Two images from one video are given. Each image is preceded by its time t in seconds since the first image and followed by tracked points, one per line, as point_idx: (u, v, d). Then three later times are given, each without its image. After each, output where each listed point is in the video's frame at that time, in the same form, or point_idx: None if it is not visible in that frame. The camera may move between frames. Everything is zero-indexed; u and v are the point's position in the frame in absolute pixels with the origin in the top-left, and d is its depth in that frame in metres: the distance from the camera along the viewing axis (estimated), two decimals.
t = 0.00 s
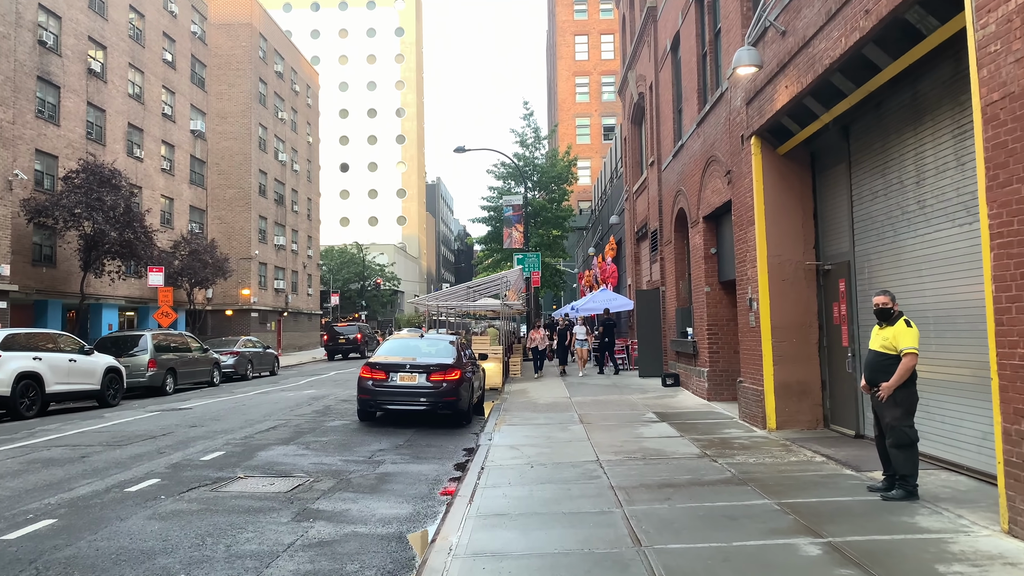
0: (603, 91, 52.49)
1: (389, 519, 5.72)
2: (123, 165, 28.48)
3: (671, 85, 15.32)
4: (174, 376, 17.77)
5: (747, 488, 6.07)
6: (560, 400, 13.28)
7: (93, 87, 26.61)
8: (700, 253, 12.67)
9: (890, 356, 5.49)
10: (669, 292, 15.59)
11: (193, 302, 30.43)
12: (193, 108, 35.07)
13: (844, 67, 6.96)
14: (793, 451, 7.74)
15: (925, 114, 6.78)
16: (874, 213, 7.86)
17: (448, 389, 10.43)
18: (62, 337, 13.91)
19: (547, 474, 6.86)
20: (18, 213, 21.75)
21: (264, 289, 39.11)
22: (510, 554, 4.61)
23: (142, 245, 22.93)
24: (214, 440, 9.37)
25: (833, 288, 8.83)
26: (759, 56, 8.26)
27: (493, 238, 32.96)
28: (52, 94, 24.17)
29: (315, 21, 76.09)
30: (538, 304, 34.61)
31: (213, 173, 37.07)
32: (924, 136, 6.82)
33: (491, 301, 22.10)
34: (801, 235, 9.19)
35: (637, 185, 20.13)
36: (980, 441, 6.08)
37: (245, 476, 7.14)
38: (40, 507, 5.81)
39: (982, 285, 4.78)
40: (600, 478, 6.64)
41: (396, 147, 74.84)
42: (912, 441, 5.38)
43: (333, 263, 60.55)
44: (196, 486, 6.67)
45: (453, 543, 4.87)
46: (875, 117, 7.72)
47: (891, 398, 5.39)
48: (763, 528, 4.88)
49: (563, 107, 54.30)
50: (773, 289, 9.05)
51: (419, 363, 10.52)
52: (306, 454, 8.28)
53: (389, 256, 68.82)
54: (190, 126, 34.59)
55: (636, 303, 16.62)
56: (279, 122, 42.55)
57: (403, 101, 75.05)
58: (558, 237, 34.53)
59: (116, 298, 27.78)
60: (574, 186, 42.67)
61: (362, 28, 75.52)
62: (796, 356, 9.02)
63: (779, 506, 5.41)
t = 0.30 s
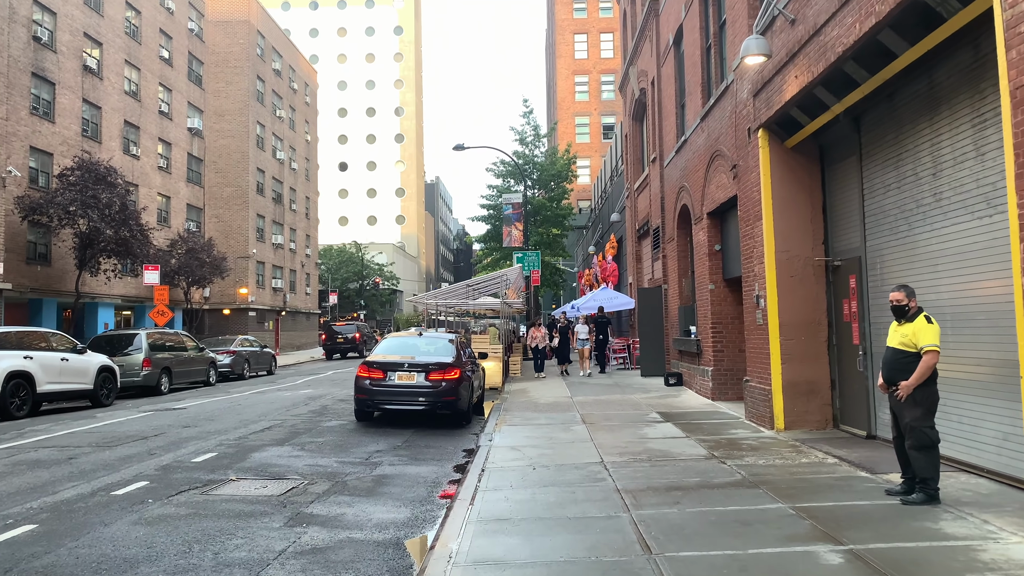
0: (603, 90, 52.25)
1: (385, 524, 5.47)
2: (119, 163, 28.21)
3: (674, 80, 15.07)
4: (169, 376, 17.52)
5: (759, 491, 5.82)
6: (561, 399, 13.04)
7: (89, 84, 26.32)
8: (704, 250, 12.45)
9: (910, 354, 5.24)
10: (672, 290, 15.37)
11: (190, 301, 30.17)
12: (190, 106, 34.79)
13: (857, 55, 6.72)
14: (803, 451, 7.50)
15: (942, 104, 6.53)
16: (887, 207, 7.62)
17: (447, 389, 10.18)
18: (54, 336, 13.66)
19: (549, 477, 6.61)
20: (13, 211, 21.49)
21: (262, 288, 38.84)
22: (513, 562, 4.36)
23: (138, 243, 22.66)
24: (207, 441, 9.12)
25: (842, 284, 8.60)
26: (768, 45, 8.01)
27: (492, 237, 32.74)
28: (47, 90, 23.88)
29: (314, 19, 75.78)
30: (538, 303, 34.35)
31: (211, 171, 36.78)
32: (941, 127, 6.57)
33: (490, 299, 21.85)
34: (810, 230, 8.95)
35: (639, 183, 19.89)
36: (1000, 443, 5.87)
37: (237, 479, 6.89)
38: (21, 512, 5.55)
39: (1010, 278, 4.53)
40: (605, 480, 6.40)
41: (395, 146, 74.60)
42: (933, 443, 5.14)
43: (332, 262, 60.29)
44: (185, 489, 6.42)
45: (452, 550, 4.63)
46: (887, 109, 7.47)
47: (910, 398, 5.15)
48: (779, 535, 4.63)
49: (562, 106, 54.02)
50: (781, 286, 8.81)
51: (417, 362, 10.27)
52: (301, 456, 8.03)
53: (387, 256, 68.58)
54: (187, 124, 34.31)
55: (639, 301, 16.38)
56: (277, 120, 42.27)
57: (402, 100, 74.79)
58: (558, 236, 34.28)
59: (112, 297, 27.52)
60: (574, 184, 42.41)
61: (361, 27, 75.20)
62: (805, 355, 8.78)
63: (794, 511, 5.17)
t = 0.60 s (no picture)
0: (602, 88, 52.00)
1: (382, 534, 5.23)
2: (115, 161, 27.93)
3: (677, 75, 14.81)
4: (164, 376, 17.26)
5: (773, 499, 5.57)
6: (563, 401, 12.81)
7: (84, 81, 26.03)
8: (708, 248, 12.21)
9: (933, 357, 4.99)
10: (675, 290, 15.13)
11: (187, 300, 29.90)
12: (187, 103, 34.50)
13: (872, 45, 6.48)
14: (815, 456, 7.25)
15: (960, 96, 6.30)
16: (901, 203, 7.39)
17: (447, 391, 9.92)
18: (46, 336, 13.39)
19: (553, 484, 6.35)
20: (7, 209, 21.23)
21: (260, 287, 38.56)
22: None
23: (133, 241, 22.40)
24: (200, 444, 8.86)
25: (853, 283, 8.37)
26: (778, 36, 7.76)
27: (492, 236, 32.50)
28: (42, 87, 23.63)
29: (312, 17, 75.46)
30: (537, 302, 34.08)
31: (207, 169, 36.48)
32: (959, 119, 6.34)
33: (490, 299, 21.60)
34: (820, 227, 8.71)
35: (640, 181, 19.64)
36: None
37: (229, 485, 6.64)
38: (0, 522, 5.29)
39: None
40: (612, 487, 6.15)
41: (393, 144, 74.34)
42: (957, 450, 4.89)
43: (330, 261, 60.01)
44: (174, 497, 6.16)
45: (452, 564, 4.38)
46: (901, 101, 7.24)
47: (933, 404, 4.91)
48: (798, 547, 4.40)
49: (561, 104, 53.74)
50: (790, 284, 8.58)
51: (416, 363, 10.02)
52: (296, 461, 7.78)
53: (386, 255, 68.32)
54: (184, 121, 34.04)
55: (641, 301, 16.14)
56: (275, 118, 41.97)
57: (400, 99, 74.50)
58: (558, 235, 34.04)
59: (107, 296, 27.25)
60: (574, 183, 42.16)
61: (360, 25, 74.87)
62: (814, 356, 8.55)
63: (811, 521, 4.93)
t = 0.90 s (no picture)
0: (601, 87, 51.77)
1: (374, 544, 4.97)
2: (109, 159, 27.64)
3: (678, 70, 14.58)
4: (157, 376, 17.00)
5: (784, 506, 5.32)
6: (562, 402, 12.57)
7: (78, 78, 25.74)
8: (710, 247, 11.97)
9: (953, 358, 4.75)
10: (676, 289, 14.90)
11: (182, 300, 29.63)
12: (183, 102, 34.22)
13: (885, 34, 6.24)
14: (825, 460, 7.00)
15: (978, 86, 6.06)
16: (913, 198, 7.15)
17: (444, 392, 9.67)
18: (35, 336, 13.13)
19: (553, 489, 6.09)
20: None
21: (256, 287, 38.28)
22: None
23: (127, 240, 22.12)
24: (189, 447, 8.60)
25: (862, 281, 8.13)
26: (786, 26, 7.50)
27: (490, 235, 32.29)
28: (35, 84, 23.34)
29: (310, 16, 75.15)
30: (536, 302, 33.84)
31: (203, 168, 36.19)
32: (976, 111, 6.10)
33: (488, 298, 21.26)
34: (828, 224, 8.47)
35: (640, 179, 19.41)
36: None
37: (216, 491, 6.38)
38: None
39: None
40: (614, 493, 5.90)
41: (391, 144, 74.09)
42: (980, 455, 4.65)
43: (328, 261, 59.74)
44: (159, 502, 5.90)
45: None
46: (914, 93, 7.00)
47: (954, 408, 4.67)
48: (814, 559, 4.15)
49: (560, 104, 53.46)
50: (797, 282, 8.34)
51: (412, 364, 9.77)
52: (287, 464, 7.52)
53: (384, 254, 68.08)
54: (180, 119, 33.76)
55: (641, 300, 15.91)
56: (271, 116, 41.69)
57: (398, 98, 74.22)
58: (556, 234, 33.81)
59: (102, 295, 26.97)
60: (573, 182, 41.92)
61: (358, 24, 74.58)
62: (822, 357, 8.31)
63: (826, 530, 4.68)
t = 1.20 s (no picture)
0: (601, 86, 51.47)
1: (367, 559, 4.70)
2: (105, 158, 27.36)
3: (681, 66, 14.32)
4: (152, 377, 16.73)
5: (799, 519, 5.06)
6: (563, 404, 12.31)
7: (73, 75, 25.46)
8: (715, 246, 11.72)
9: (979, 363, 4.50)
10: (678, 289, 14.65)
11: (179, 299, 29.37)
12: (180, 100, 33.95)
13: (903, 24, 5.98)
14: (837, 467, 6.73)
15: (999, 78, 5.80)
16: (928, 196, 6.89)
17: (442, 395, 9.41)
18: (26, 337, 12.86)
19: (555, 500, 5.82)
20: None
21: (254, 287, 38.02)
22: None
23: (123, 239, 21.86)
24: (179, 452, 8.33)
25: (873, 281, 7.87)
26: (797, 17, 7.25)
27: (490, 234, 32.03)
28: (29, 82, 23.06)
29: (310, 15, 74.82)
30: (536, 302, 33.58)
31: (201, 167, 35.93)
32: (997, 104, 5.85)
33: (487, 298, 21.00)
34: (838, 223, 8.21)
35: (642, 177, 19.15)
36: None
37: (204, 500, 6.12)
38: None
39: None
40: (619, 503, 5.64)
41: (391, 143, 73.81)
42: (1010, 467, 4.39)
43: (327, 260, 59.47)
44: (143, 514, 5.64)
45: None
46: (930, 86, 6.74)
47: (981, 416, 4.42)
48: None
49: (560, 102, 53.13)
50: (807, 283, 8.09)
51: (409, 366, 9.51)
52: (279, 471, 7.26)
53: (383, 253, 67.84)
54: (177, 117, 33.49)
55: (643, 300, 15.66)
56: (270, 115, 41.41)
57: (398, 97, 73.92)
58: (557, 233, 33.54)
59: (98, 295, 26.71)
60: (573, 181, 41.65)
61: (357, 22, 74.27)
62: (833, 359, 8.05)
63: (846, 547, 4.41)
